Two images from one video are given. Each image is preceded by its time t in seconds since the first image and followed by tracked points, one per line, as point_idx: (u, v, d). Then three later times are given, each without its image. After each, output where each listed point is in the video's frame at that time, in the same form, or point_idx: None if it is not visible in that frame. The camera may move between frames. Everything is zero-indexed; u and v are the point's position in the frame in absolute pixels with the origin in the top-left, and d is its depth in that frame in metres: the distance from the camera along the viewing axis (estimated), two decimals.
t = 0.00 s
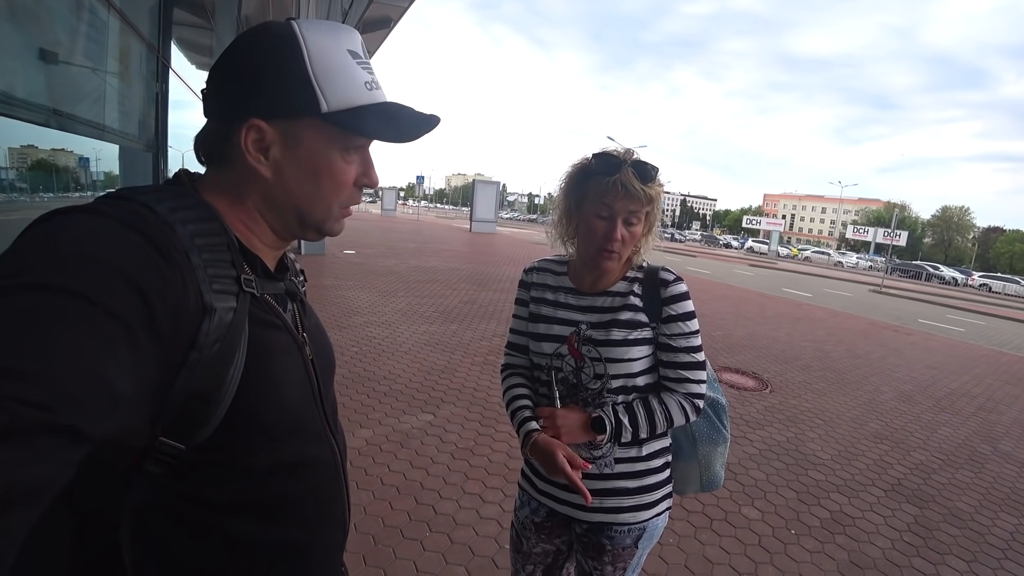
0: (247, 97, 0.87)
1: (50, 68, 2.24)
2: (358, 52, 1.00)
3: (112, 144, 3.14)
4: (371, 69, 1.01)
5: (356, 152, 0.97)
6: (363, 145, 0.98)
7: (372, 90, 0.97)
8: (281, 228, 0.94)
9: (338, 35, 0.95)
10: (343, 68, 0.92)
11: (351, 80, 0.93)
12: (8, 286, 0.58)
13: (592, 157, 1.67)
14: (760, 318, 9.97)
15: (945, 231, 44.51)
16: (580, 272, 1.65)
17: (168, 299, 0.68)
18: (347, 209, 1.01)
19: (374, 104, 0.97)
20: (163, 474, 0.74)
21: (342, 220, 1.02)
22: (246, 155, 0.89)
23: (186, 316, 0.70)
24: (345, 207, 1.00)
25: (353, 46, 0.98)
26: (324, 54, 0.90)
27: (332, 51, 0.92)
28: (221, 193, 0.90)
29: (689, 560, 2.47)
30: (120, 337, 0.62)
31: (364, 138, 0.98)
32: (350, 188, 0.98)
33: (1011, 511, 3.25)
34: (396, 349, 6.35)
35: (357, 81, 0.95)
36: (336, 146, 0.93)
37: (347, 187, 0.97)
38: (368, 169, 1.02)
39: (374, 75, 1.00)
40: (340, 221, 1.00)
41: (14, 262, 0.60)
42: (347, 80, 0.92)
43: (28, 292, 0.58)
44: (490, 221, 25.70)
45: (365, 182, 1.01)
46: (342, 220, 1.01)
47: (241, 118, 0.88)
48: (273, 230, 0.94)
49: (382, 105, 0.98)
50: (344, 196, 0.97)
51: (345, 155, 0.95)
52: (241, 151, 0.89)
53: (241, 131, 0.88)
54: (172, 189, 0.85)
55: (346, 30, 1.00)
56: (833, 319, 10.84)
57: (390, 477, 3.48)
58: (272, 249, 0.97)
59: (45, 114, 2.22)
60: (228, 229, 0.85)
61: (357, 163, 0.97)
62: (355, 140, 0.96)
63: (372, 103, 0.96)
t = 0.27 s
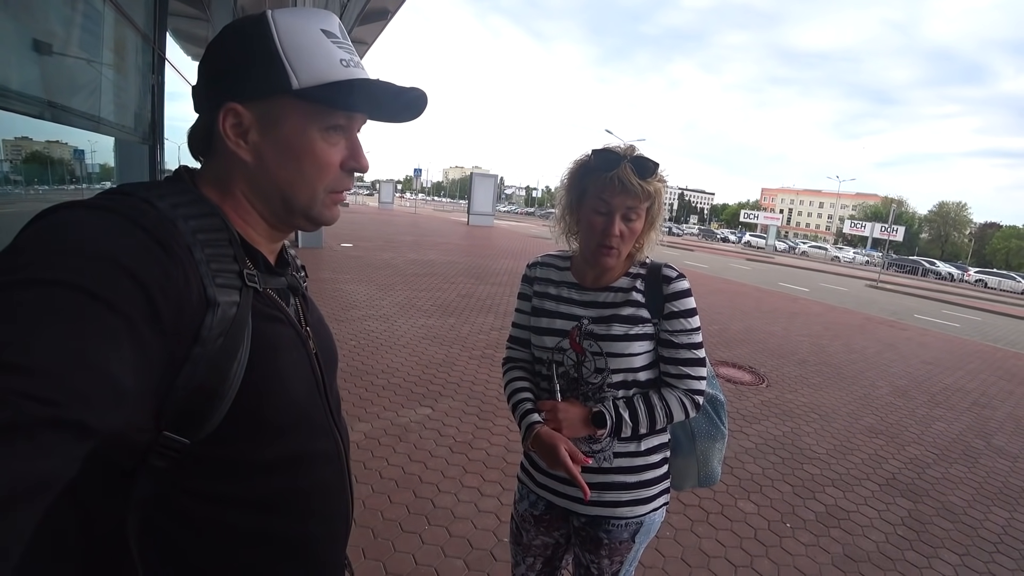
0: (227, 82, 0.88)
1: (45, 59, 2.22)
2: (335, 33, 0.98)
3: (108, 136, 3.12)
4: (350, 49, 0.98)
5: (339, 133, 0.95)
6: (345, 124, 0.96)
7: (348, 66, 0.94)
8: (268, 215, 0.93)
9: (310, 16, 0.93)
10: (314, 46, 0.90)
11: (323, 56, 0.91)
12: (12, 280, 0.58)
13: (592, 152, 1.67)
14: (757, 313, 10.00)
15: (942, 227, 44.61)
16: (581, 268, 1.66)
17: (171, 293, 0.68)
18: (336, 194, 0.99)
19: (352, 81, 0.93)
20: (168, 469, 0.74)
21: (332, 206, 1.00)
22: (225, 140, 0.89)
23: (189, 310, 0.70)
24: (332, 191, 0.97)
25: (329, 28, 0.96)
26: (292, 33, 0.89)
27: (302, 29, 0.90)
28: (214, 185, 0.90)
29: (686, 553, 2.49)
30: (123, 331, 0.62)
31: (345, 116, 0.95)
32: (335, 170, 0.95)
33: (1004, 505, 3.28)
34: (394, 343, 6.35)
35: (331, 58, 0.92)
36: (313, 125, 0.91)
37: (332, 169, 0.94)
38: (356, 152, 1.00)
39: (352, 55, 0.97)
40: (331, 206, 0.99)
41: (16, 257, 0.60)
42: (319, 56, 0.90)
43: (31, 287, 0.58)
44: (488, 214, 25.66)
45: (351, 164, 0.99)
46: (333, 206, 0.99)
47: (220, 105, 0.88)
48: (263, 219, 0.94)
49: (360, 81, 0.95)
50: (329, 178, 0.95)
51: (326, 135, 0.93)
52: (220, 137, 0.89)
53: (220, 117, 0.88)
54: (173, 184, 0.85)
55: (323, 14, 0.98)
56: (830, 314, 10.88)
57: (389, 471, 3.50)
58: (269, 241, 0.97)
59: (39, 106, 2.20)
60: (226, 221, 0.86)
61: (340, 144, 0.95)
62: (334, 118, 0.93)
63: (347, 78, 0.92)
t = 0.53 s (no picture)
0: (218, 77, 0.90)
1: (44, 52, 2.21)
2: (318, 21, 0.96)
3: (108, 129, 3.11)
4: (330, 35, 0.95)
5: (310, 121, 0.91)
6: (318, 113, 0.92)
7: (314, 48, 0.90)
8: (245, 210, 0.92)
9: (289, 7, 0.94)
10: (281, 32, 0.89)
11: (288, 40, 0.89)
12: (23, 283, 0.57)
13: (596, 153, 1.68)
14: (758, 311, 10.00)
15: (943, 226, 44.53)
16: (586, 268, 1.66)
17: (181, 296, 0.69)
18: (316, 191, 0.93)
19: (315, 61, 0.90)
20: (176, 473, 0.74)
21: (313, 204, 0.93)
22: (211, 131, 0.92)
23: (198, 314, 0.71)
24: (307, 185, 0.91)
25: (310, 16, 0.95)
26: (260, 22, 0.90)
27: (268, 17, 0.90)
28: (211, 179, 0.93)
29: (684, 552, 2.50)
30: (134, 336, 0.62)
31: (316, 102, 0.91)
32: (305, 161, 0.90)
33: (1001, 507, 3.29)
34: (394, 338, 6.35)
35: (297, 41, 0.90)
36: (277, 110, 0.89)
37: (299, 158, 0.89)
38: (336, 143, 0.94)
39: (330, 39, 0.94)
40: (312, 204, 0.93)
41: (27, 260, 0.60)
42: (284, 40, 0.89)
43: (44, 290, 0.57)
44: (489, 209, 25.62)
45: (326, 157, 0.92)
46: (312, 203, 0.93)
47: (209, 101, 0.92)
48: (249, 218, 0.93)
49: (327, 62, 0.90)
50: (297, 169, 0.90)
51: (293, 122, 0.90)
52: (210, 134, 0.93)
53: (207, 115, 0.92)
54: (180, 186, 0.86)
55: (311, 6, 0.98)
56: (830, 313, 10.89)
57: (389, 467, 3.51)
58: (270, 242, 0.97)
59: (39, 99, 2.19)
60: (232, 223, 0.86)
61: (312, 132, 0.91)
62: (302, 104, 0.90)
63: (310, 60, 0.89)
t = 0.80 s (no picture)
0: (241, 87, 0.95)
1: (65, 49, 2.26)
2: (333, 29, 0.99)
3: (125, 126, 3.16)
4: (343, 41, 0.97)
5: (317, 127, 0.93)
6: (326, 119, 0.94)
7: (323, 52, 0.92)
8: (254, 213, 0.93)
9: (306, 17, 0.98)
10: (293, 38, 0.93)
11: (299, 46, 0.92)
12: (55, 285, 0.59)
13: (604, 162, 1.71)
14: (767, 319, 9.93)
15: (958, 236, 43.96)
16: (595, 277, 1.67)
17: (204, 300, 0.71)
18: (325, 198, 0.94)
19: (322, 66, 0.92)
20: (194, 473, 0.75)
21: (323, 210, 0.94)
22: (230, 137, 0.97)
23: (220, 318, 0.73)
24: (315, 191, 0.93)
25: (326, 24, 0.98)
26: (274, 30, 0.94)
27: (281, 26, 0.94)
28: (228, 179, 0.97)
29: (688, 560, 2.49)
30: (160, 339, 0.64)
31: (323, 108, 0.93)
32: (312, 166, 0.92)
33: (1012, 523, 3.24)
34: (402, 339, 6.38)
35: (308, 47, 0.93)
36: (285, 115, 0.92)
37: (306, 163, 0.91)
38: (344, 150, 0.95)
39: (342, 45, 0.96)
40: (320, 210, 0.94)
41: (59, 263, 0.62)
42: (294, 46, 0.92)
43: (76, 292, 0.59)
44: (499, 212, 25.68)
45: (333, 163, 0.93)
46: (320, 209, 0.93)
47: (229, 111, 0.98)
48: (263, 224, 0.94)
49: (334, 67, 0.93)
50: (304, 174, 0.91)
51: (300, 128, 0.92)
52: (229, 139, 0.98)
53: (228, 122, 0.97)
54: (204, 192, 0.88)
55: (330, 15, 1.01)
56: (840, 322, 10.79)
57: (395, 467, 3.52)
58: (290, 247, 0.99)
59: (59, 95, 2.24)
60: (252, 227, 0.88)
61: (320, 138, 0.93)
62: (310, 110, 0.93)
63: (317, 64, 0.91)
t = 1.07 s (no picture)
0: (251, 118, 0.96)
1: (73, 85, 2.32)
2: (335, 54, 0.99)
3: (134, 156, 3.23)
4: (347, 66, 0.98)
5: (328, 153, 0.94)
6: (337, 144, 0.95)
7: (329, 79, 0.93)
8: (272, 237, 0.95)
9: (308, 45, 0.98)
10: (299, 68, 0.93)
11: (305, 75, 0.93)
12: (87, 317, 0.62)
13: (608, 164, 1.72)
14: (782, 309, 9.82)
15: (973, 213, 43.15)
16: (606, 279, 1.67)
17: (227, 325, 0.73)
18: (341, 220, 0.95)
19: (330, 93, 0.93)
20: (223, 494, 0.78)
21: (339, 233, 0.95)
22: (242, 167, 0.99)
23: (244, 341, 0.74)
24: (330, 214, 0.94)
25: (329, 51, 0.99)
26: (279, 61, 0.95)
27: (286, 55, 0.95)
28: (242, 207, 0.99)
29: (714, 558, 2.46)
30: (187, 363, 0.66)
31: (333, 134, 0.94)
32: (325, 190, 0.93)
33: None
34: (416, 350, 6.41)
35: (314, 74, 0.93)
36: (297, 143, 0.93)
37: (319, 188, 0.93)
38: (355, 173, 0.96)
39: (346, 69, 0.96)
40: (336, 233, 0.95)
41: (89, 296, 0.65)
42: (300, 75, 0.92)
43: (110, 322, 0.63)
44: (506, 219, 25.77)
45: (345, 186, 0.95)
46: (336, 232, 0.95)
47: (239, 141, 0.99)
48: (280, 248, 0.97)
49: (341, 92, 0.93)
50: (319, 200, 0.93)
51: (311, 154, 0.93)
52: (242, 170, 0.99)
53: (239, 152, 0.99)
54: (218, 220, 0.90)
55: (332, 40, 1.02)
56: (857, 308, 10.63)
57: (415, 478, 3.53)
58: (308, 269, 1.00)
59: (70, 130, 2.30)
60: (272, 256, 0.90)
61: (332, 163, 0.95)
62: (320, 137, 0.94)
63: (324, 92, 0.92)
